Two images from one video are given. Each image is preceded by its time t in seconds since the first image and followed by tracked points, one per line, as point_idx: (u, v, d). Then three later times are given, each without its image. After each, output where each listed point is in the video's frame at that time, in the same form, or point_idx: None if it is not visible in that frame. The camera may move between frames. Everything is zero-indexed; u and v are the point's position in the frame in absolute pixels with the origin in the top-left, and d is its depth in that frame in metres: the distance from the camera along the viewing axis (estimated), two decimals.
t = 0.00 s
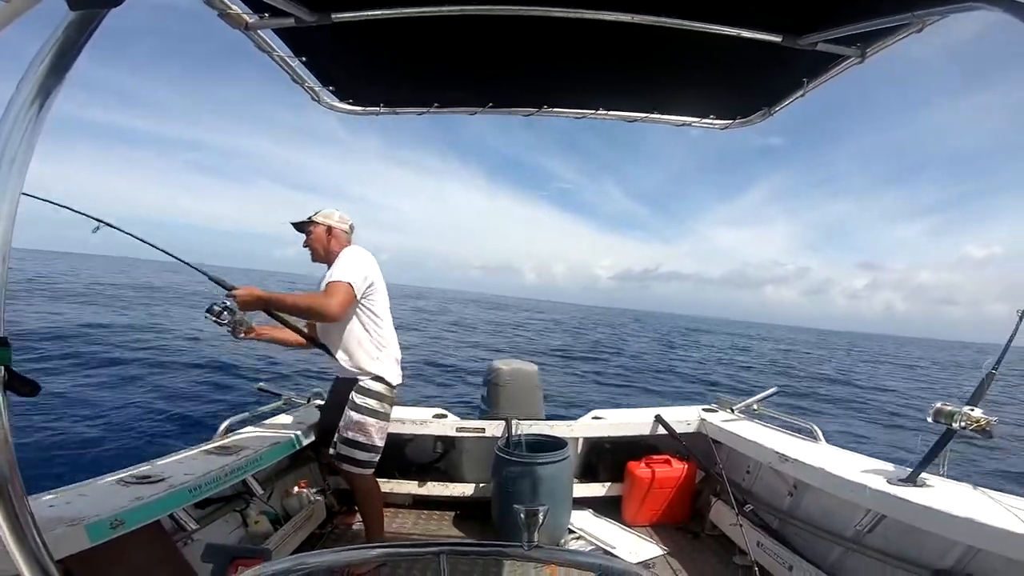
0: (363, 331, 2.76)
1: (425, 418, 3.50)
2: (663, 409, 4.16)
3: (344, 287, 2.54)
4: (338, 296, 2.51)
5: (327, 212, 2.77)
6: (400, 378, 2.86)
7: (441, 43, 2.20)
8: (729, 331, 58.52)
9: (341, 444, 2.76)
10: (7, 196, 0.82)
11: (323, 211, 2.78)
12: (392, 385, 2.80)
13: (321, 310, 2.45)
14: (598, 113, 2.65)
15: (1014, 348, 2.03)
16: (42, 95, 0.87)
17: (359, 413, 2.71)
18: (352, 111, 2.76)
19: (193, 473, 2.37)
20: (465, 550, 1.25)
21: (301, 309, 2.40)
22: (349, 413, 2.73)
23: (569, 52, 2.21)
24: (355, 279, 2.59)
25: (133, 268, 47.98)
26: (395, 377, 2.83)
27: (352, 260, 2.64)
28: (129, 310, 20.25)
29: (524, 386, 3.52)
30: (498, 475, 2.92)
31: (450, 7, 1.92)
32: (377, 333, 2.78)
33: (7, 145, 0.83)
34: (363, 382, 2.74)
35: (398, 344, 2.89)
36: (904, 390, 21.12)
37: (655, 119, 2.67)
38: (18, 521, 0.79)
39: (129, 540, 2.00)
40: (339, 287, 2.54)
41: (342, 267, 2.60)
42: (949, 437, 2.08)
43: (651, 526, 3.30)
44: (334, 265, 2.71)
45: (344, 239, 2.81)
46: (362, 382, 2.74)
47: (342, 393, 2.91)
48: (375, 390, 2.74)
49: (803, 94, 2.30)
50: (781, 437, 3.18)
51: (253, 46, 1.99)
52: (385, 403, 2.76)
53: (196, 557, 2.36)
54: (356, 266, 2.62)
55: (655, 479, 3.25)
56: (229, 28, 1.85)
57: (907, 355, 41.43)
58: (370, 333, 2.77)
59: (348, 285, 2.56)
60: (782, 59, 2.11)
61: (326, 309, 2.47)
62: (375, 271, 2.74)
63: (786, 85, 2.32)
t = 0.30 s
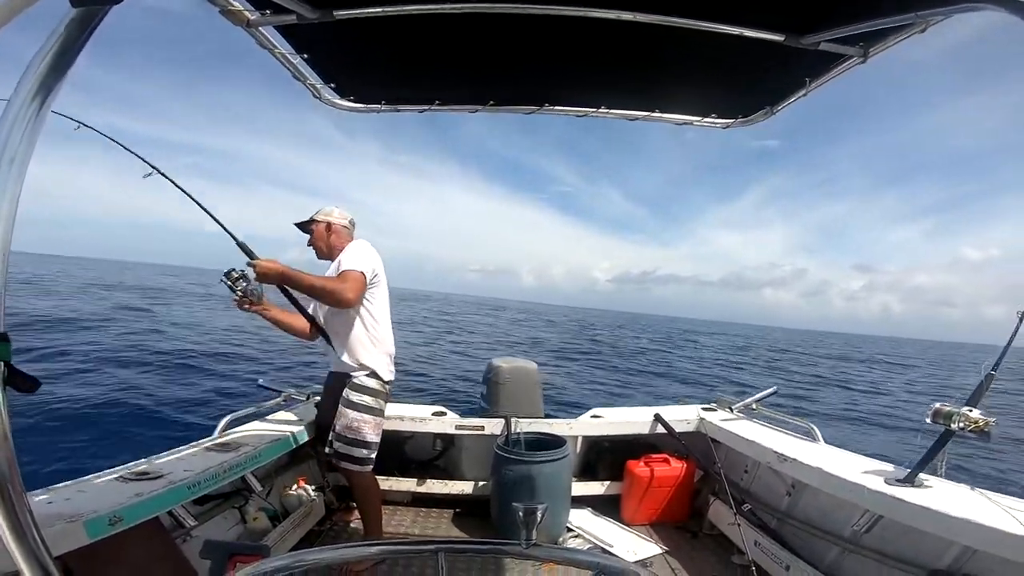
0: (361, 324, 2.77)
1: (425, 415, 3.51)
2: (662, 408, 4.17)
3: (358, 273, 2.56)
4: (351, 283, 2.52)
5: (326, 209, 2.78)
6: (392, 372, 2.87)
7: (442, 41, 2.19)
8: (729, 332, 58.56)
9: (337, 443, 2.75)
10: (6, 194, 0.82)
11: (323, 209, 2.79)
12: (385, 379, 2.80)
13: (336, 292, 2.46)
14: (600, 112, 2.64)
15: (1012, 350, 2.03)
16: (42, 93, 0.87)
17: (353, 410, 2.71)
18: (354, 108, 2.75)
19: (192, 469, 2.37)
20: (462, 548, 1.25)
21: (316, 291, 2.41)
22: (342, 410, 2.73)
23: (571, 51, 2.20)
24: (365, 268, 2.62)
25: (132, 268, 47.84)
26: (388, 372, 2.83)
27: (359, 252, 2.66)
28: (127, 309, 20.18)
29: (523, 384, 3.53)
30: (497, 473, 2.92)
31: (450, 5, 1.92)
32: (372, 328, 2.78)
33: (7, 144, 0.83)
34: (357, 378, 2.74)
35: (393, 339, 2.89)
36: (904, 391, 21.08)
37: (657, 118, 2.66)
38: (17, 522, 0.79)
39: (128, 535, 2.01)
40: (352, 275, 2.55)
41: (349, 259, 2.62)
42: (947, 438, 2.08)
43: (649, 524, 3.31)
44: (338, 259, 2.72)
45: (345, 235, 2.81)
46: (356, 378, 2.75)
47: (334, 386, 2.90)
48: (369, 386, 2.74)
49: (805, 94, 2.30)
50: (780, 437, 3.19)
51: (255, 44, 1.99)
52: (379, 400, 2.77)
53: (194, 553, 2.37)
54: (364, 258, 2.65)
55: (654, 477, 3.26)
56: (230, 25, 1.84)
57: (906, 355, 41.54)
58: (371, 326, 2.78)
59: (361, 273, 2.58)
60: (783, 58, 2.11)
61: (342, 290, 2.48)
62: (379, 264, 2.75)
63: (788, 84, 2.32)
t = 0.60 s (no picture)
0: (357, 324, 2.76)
1: (422, 418, 3.50)
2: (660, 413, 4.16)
3: (364, 270, 2.56)
4: (357, 279, 2.53)
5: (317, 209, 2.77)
6: (384, 373, 2.86)
7: (448, 42, 2.20)
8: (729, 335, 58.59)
9: (332, 443, 2.75)
10: (10, 190, 0.82)
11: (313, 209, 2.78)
12: (378, 379, 2.80)
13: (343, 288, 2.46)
14: (603, 116, 2.65)
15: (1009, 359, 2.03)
16: (48, 89, 0.87)
17: (346, 412, 2.71)
18: (358, 109, 2.75)
19: (187, 467, 2.36)
20: (456, 552, 1.24)
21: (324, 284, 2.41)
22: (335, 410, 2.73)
23: (574, 54, 2.21)
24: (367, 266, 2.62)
25: (130, 269, 47.67)
26: (380, 373, 2.82)
27: (354, 251, 2.64)
28: (124, 309, 20.06)
29: (520, 387, 3.52)
30: (493, 476, 2.92)
31: (456, 7, 1.92)
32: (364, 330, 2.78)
33: (12, 139, 0.82)
34: (347, 379, 2.74)
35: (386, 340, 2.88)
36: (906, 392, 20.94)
37: (660, 124, 2.67)
38: (12, 524, 0.79)
39: (119, 533, 2.00)
40: (358, 271, 2.55)
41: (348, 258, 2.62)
42: (943, 447, 2.08)
43: (644, 531, 3.30)
44: (336, 256, 2.71)
45: (338, 233, 2.81)
46: (347, 379, 2.74)
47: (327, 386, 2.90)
48: (361, 387, 2.74)
49: (809, 102, 2.30)
50: (776, 445, 3.18)
51: (263, 43, 1.99)
52: (370, 401, 2.76)
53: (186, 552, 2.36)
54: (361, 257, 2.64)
55: (651, 483, 3.25)
56: (238, 24, 1.85)
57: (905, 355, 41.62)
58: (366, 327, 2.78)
59: (365, 270, 2.58)
60: (786, 66, 2.12)
61: (349, 287, 2.48)
62: (375, 263, 2.73)
63: (791, 92, 2.33)
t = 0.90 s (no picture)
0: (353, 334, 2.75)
1: (418, 428, 3.48)
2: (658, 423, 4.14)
3: (356, 283, 2.56)
4: (351, 294, 2.53)
5: (295, 219, 2.77)
6: (384, 383, 2.86)
7: (449, 52, 2.21)
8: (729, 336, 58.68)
9: (329, 455, 2.73)
10: (11, 191, 0.81)
11: (292, 219, 2.77)
12: (378, 391, 2.80)
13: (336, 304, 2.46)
14: (602, 128, 2.67)
15: (1007, 368, 2.02)
16: (53, 92, 0.87)
17: (344, 423, 2.71)
18: (360, 118, 2.77)
19: (180, 475, 2.34)
20: (450, 561, 1.22)
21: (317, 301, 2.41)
22: (335, 422, 2.72)
23: (573, 66, 2.23)
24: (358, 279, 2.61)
25: (126, 268, 47.36)
26: (379, 384, 2.81)
27: (342, 262, 2.62)
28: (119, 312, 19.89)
29: (516, 399, 3.49)
30: (489, 485, 2.89)
31: (456, 17, 1.94)
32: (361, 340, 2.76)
33: (17, 140, 0.82)
34: (347, 393, 2.72)
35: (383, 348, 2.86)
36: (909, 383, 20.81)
37: (659, 135, 2.68)
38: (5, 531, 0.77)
39: (110, 540, 1.98)
40: (351, 285, 2.55)
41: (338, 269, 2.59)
42: (941, 458, 2.08)
43: (641, 542, 3.27)
44: (322, 267, 2.69)
45: (320, 242, 2.81)
46: (346, 392, 2.73)
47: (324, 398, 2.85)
48: (361, 399, 2.73)
49: (808, 113, 2.32)
50: (775, 457, 3.17)
51: (267, 51, 2.01)
52: (370, 412, 2.76)
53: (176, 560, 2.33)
54: (351, 269, 2.61)
55: (648, 494, 3.23)
56: (242, 31, 1.86)
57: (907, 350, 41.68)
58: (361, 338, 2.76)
59: (358, 283, 2.58)
60: (783, 77, 2.14)
61: (343, 302, 2.49)
62: (364, 273, 2.69)
63: (790, 104, 2.34)
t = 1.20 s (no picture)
0: (346, 354, 2.72)
1: (419, 441, 3.46)
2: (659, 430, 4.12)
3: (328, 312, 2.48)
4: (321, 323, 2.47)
5: (282, 237, 2.77)
6: (387, 399, 2.81)
7: (442, 65, 2.23)
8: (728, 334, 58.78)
9: (331, 470, 2.73)
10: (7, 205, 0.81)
11: (278, 238, 2.77)
12: (379, 406, 2.76)
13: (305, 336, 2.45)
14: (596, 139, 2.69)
15: (1007, 368, 2.02)
16: (49, 106, 0.87)
17: (346, 438, 2.70)
18: (354, 132, 2.78)
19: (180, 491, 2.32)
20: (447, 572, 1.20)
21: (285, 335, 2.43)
22: (337, 438, 2.71)
23: (566, 78, 2.25)
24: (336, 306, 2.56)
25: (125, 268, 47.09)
26: (383, 400, 2.78)
27: (324, 284, 2.60)
28: (122, 305, 19.79)
29: (516, 412, 3.48)
30: (490, 497, 2.88)
31: (449, 30, 1.95)
32: (357, 358, 2.73)
33: (12, 152, 0.82)
34: (349, 409, 2.71)
35: (382, 363, 2.84)
36: (914, 377, 20.74)
37: (652, 145, 2.70)
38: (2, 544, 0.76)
39: (109, 556, 1.95)
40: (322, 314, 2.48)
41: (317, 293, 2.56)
42: (945, 461, 2.07)
43: (646, 551, 3.24)
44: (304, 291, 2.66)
45: (306, 261, 2.80)
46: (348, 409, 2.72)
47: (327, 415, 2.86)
48: (362, 415, 2.71)
49: (798, 120, 2.35)
50: (777, 463, 3.15)
51: (261, 66, 2.03)
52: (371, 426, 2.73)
53: None
54: (333, 293, 2.58)
55: (652, 503, 3.21)
56: (235, 46, 1.88)
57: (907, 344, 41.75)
58: (355, 357, 2.73)
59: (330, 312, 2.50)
60: (774, 85, 2.16)
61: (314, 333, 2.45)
62: (352, 294, 2.71)
63: (780, 111, 2.37)
